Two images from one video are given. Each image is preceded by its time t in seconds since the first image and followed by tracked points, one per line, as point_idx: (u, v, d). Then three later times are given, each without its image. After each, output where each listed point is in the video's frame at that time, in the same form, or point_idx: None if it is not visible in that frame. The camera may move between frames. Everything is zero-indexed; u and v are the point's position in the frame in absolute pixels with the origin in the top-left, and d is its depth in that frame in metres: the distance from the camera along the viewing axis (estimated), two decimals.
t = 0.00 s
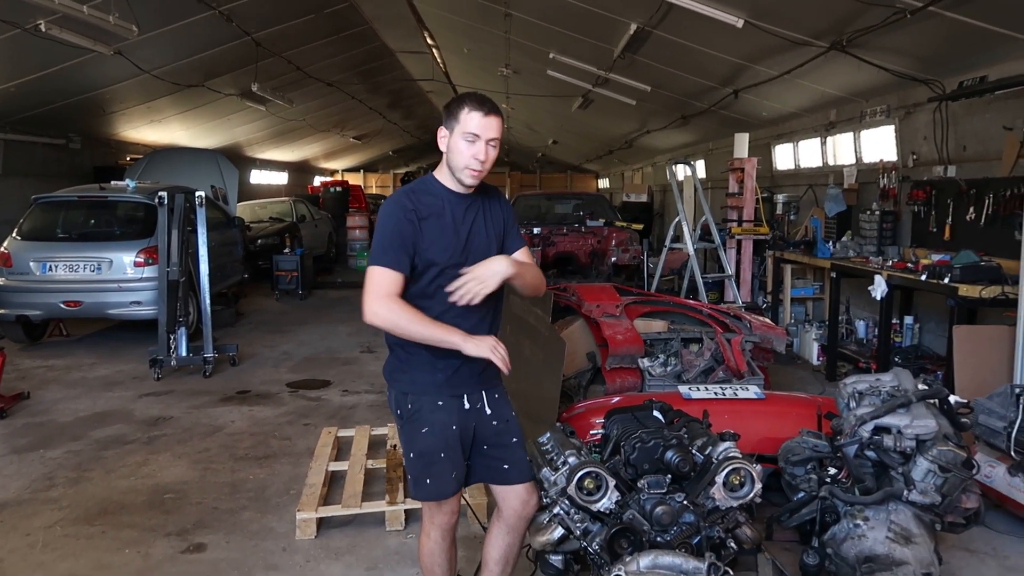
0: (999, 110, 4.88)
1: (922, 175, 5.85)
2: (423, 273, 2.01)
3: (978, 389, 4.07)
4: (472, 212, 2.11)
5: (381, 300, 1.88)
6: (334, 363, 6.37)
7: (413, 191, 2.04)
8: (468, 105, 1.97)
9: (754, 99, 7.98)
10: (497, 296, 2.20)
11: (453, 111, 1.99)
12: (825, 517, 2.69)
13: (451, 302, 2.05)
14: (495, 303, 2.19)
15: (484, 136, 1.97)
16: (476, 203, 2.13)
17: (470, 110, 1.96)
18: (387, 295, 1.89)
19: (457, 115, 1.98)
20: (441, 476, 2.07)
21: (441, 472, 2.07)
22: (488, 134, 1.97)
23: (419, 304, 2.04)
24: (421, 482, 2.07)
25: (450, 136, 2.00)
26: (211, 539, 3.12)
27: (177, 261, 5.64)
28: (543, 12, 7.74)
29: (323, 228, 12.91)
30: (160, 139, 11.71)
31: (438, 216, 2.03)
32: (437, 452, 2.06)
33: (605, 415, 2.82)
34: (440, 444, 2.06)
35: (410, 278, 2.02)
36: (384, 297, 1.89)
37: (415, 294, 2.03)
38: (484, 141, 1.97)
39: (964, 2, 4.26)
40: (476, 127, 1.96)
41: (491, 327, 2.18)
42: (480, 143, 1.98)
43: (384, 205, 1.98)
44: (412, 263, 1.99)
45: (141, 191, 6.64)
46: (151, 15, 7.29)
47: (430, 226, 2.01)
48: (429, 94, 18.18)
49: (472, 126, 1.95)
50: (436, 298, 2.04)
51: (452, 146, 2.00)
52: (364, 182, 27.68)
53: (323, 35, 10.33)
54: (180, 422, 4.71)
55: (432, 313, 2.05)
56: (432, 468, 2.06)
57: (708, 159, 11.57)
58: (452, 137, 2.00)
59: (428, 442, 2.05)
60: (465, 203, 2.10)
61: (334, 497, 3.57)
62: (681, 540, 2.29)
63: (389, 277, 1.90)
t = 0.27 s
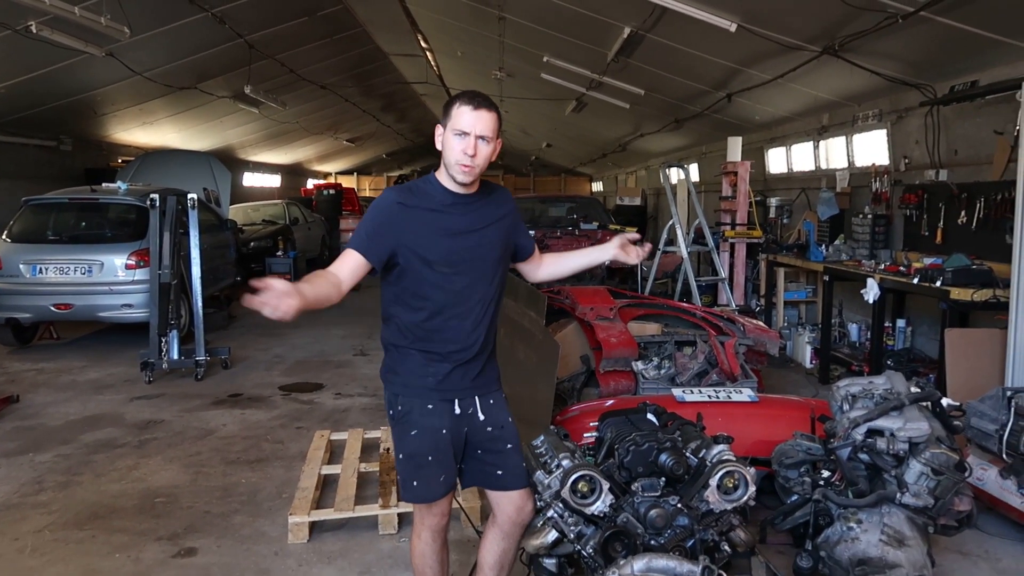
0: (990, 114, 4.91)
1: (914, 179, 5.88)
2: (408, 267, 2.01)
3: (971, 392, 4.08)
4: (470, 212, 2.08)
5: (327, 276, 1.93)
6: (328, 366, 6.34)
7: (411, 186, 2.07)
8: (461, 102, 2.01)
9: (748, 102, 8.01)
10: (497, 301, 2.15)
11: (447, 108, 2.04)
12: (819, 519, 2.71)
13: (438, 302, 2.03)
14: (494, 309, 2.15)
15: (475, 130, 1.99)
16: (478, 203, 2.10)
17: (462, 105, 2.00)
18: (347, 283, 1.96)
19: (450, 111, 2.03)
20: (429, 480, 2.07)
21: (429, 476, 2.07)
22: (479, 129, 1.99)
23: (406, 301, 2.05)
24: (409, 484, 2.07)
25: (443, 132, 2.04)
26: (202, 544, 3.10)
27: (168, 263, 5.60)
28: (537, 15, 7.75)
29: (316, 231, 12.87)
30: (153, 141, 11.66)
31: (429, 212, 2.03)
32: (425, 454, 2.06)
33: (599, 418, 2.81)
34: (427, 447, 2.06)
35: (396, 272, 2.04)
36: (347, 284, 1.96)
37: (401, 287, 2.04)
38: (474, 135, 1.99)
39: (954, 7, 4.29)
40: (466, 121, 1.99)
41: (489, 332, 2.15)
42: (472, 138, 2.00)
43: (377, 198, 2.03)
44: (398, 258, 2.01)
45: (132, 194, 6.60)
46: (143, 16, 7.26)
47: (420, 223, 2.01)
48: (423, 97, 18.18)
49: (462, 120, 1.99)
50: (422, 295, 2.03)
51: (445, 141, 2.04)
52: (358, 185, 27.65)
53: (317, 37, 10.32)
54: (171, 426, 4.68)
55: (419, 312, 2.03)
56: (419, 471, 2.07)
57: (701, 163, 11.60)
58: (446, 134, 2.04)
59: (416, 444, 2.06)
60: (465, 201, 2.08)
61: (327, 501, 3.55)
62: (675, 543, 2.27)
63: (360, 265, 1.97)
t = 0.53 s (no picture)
0: (992, 118, 4.90)
1: (916, 181, 5.88)
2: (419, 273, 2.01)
3: (973, 395, 4.08)
4: (484, 218, 2.06)
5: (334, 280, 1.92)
6: (329, 368, 6.34)
7: (425, 189, 2.02)
8: (504, 122, 1.94)
9: (749, 105, 8.00)
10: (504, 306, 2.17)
11: (487, 125, 1.95)
12: (821, 523, 2.70)
13: (451, 307, 2.04)
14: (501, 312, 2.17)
15: (520, 155, 1.95)
16: (492, 207, 2.08)
17: (507, 126, 1.94)
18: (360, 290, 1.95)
19: (492, 128, 1.95)
20: (437, 484, 2.07)
21: (437, 480, 2.06)
22: (521, 151, 1.95)
23: (419, 305, 2.05)
24: (417, 489, 2.07)
25: (481, 148, 1.97)
26: (203, 545, 3.10)
27: (169, 264, 5.60)
28: (538, 17, 7.76)
29: (317, 232, 12.88)
30: (154, 142, 11.66)
31: (443, 217, 2.00)
32: (433, 459, 2.06)
33: (602, 421, 2.82)
34: (436, 452, 2.05)
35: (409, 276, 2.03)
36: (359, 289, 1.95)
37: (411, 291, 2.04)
38: (519, 159, 1.96)
39: (956, 10, 4.29)
40: (512, 145, 1.94)
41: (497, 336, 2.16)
42: (513, 159, 1.96)
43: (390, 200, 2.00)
44: (412, 262, 2.00)
45: (134, 194, 6.60)
46: (145, 18, 7.27)
47: (433, 228, 1.99)
48: (424, 98, 18.19)
49: (509, 144, 1.93)
50: (435, 300, 2.03)
51: (484, 159, 1.97)
52: (359, 186, 27.66)
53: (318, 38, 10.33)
54: (172, 427, 4.68)
55: (431, 317, 2.04)
56: (427, 475, 2.06)
57: (703, 164, 11.60)
58: (485, 151, 1.96)
59: (424, 449, 2.05)
60: (479, 205, 2.05)
61: (328, 502, 3.55)
62: (678, 547, 2.28)
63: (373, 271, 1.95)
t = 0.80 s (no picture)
0: (997, 118, 4.88)
1: (920, 182, 5.87)
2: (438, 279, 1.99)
3: (979, 397, 4.05)
4: (505, 227, 2.05)
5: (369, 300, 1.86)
6: (332, 369, 6.35)
7: (449, 195, 1.99)
8: (554, 147, 1.95)
9: (753, 105, 7.99)
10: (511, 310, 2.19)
11: (537, 146, 1.95)
12: (827, 525, 2.69)
13: (465, 313, 2.04)
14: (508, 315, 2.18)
15: (560, 180, 2.00)
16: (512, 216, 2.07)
17: (557, 152, 1.95)
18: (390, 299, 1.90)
19: (541, 151, 1.95)
20: (450, 484, 2.07)
21: (450, 481, 2.06)
22: (563, 178, 1.99)
23: (433, 309, 2.03)
24: (429, 489, 2.06)
25: (525, 167, 1.96)
26: (207, 546, 3.10)
27: (173, 265, 5.61)
28: (542, 18, 7.76)
29: (321, 233, 12.89)
30: (158, 143, 11.69)
31: (467, 225, 1.98)
32: (445, 459, 2.06)
33: (606, 422, 2.82)
34: (448, 452, 2.05)
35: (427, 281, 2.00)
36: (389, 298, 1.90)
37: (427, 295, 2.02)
38: (558, 183, 2.00)
39: (961, 10, 4.27)
40: (557, 170, 1.97)
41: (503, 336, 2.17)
42: (553, 183, 2.00)
43: (415, 204, 1.95)
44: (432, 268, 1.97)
45: (138, 196, 6.62)
46: (150, 19, 7.29)
47: (456, 234, 1.97)
48: (427, 100, 18.21)
49: (556, 171, 1.96)
50: (450, 306, 2.02)
51: (526, 179, 1.97)
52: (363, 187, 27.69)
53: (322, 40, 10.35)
54: (176, 428, 4.69)
55: (445, 321, 2.03)
56: (439, 476, 2.06)
57: (706, 165, 11.58)
58: (528, 172, 1.96)
59: (435, 449, 2.04)
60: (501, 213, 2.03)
61: (331, 504, 3.54)
62: (683, 548, 2.27)
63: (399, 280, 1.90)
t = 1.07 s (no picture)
0: (999, 117, 4.87)
1: (921, 181, 5.86)
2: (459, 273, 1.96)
3: (981, 396, 4.05)
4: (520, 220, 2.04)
5: (411, 299, 1.85)
6: (333, 369, 6.34)
7: (467, 187, 1.97)
8: (536, 110, 1.95)
9: (754, 105, 7.99)
10: (524, 309, 2.17)
11: (520, 114, 1.96)
12: (829, 524, 2.66)
13: (481, 309, 2.02)
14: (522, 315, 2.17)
15: (548, 143, 1.94)
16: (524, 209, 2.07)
17: (539, 115, 1.94)
18: (418, 294, 1.86)
19: (526, 118, 1.95)
20: (459, 483, 2.06)
21: (458, 479, 2.06)
22: (554, 142, 1.94)
23: (450, 305, 2.01)
24: (437, 486, 2.06)
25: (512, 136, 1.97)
26: (208, 548, 3.10)
27: (174, 266, 5.61)
28: (542, 18, 7.75)
29: (322, 234, 12.89)
30: (159, 144, 11.70)
31: (486, 217, 1.96)
32: (454, 457, 2.05)
33: (607, 421, 2.82)
34: (458, 450, 2.04)
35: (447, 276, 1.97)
36: (417, 293, 1.87)
37: (446, 290, 1.99)
38: (548, 147, 1.94)
39: (963, 9, 4.27)
40: (541, 131, 1.93)
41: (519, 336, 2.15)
42: (544, 148, 1.95)
43: (434, 196, 1.92)
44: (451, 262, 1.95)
45: (139, 197, 6.62)
46: (150, 21, 7.29)
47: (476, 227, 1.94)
48: (428, 100, 18.21)
49: (538, 132, 1.92)
50: (467, 302, 2.00)
51: (513, 146, 1.96)
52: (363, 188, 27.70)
53: (322, 41, 10.35)
54: (177, 429, 4.68)
55: (460, 317, 2.01)
56: (448, 473, 2.05)
57: (707, 165, 11.57)
58: (514, 139, 1.96)
59: (445, 448, 2.04)
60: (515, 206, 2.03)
61: (333, 505, 3.54)
62: (685, 549, 2.28)
63: (423, 275, 1.87)
